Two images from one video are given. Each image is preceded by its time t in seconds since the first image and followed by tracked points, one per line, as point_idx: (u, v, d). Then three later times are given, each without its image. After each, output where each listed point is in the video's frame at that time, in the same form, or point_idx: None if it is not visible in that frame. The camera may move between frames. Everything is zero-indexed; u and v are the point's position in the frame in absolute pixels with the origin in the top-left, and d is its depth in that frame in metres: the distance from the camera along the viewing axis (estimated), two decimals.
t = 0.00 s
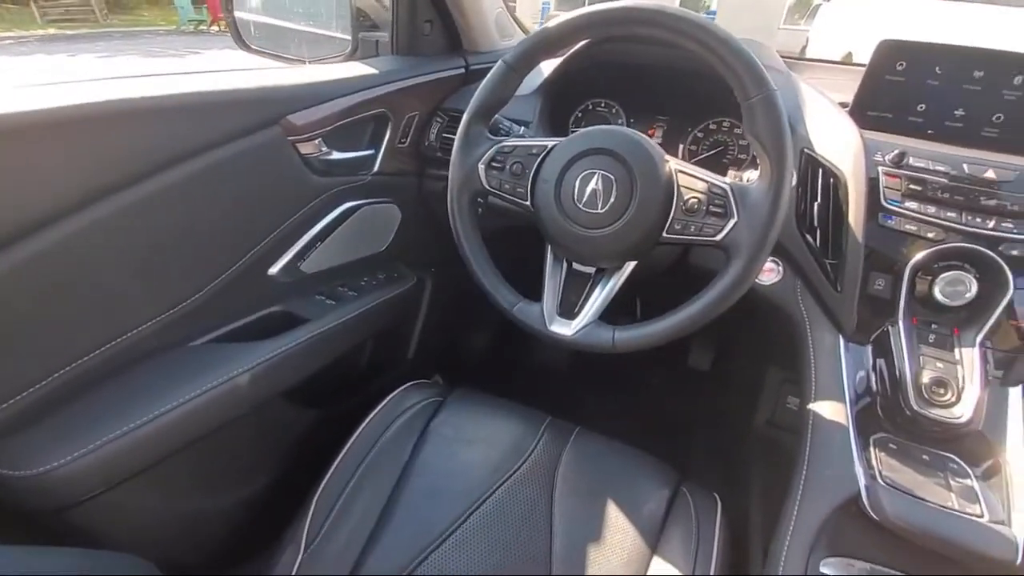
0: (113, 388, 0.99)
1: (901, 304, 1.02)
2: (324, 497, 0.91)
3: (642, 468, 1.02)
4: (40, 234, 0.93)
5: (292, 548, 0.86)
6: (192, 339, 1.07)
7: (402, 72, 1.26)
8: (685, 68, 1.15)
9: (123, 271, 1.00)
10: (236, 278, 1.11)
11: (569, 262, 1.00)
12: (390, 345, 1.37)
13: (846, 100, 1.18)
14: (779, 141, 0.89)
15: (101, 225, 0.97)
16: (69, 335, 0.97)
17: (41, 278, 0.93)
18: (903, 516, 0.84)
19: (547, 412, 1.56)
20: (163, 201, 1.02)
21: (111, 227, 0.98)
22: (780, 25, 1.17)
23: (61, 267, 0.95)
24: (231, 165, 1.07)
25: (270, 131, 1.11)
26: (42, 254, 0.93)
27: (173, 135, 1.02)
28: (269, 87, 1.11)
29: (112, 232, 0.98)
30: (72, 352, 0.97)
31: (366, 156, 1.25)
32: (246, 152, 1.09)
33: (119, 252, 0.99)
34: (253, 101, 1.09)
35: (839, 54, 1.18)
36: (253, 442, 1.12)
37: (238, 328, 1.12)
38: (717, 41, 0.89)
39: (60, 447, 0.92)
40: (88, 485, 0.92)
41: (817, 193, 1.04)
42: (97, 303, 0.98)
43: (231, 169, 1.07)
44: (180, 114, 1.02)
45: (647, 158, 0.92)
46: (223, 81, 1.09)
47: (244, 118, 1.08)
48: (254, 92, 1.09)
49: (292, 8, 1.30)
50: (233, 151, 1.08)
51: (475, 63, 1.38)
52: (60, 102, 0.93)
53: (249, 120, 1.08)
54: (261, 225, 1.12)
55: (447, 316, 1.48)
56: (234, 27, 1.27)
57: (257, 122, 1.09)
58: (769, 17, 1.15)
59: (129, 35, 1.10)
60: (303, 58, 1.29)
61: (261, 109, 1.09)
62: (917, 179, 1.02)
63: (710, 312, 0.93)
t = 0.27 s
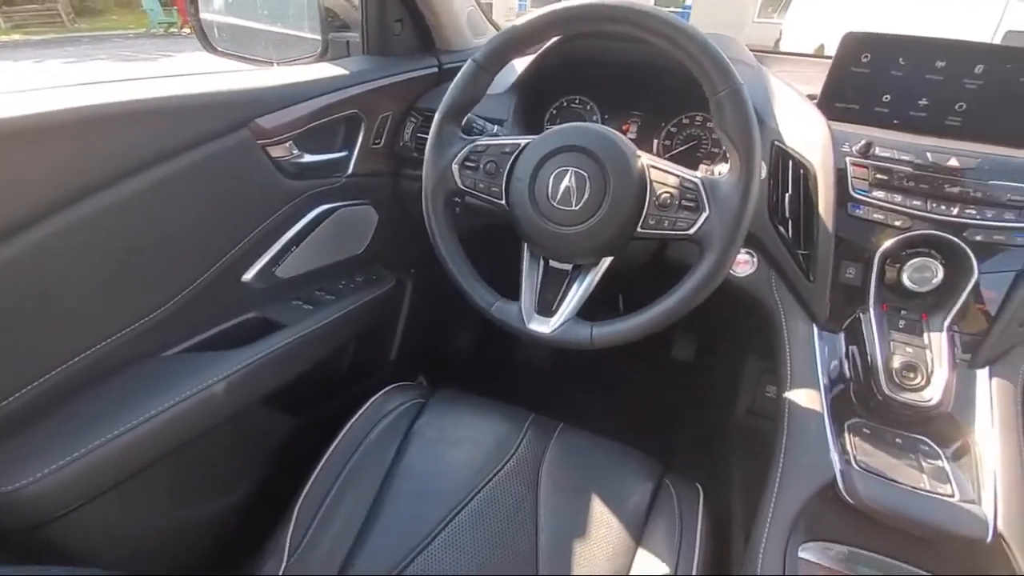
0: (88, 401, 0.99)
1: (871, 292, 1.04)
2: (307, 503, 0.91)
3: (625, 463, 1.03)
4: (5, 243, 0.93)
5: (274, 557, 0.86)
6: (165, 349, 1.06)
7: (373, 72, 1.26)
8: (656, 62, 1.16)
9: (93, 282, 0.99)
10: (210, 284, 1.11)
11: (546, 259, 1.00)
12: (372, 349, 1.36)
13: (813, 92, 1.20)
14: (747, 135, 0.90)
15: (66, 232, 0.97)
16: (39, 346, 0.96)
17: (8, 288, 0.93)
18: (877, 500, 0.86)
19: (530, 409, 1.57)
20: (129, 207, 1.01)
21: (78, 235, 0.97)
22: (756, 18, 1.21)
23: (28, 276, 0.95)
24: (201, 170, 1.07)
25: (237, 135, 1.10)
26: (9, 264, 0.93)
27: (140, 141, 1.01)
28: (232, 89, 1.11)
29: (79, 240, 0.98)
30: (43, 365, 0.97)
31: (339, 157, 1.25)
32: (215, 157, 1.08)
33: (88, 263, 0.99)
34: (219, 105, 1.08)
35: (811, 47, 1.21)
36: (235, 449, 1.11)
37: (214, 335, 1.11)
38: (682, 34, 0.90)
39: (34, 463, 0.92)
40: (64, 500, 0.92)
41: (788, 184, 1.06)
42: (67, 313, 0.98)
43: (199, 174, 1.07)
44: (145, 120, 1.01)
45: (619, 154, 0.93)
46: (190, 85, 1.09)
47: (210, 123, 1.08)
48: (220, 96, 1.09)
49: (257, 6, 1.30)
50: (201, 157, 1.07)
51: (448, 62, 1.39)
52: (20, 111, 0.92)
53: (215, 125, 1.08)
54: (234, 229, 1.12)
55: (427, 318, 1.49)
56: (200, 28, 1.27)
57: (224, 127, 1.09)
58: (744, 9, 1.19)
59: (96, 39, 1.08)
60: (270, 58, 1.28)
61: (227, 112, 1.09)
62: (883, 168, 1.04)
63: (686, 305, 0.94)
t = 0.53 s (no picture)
0: (68, 412, 0.98)
1: (851, 285, 1.06)
2: (295, 508, 0.91)
3: (612, 460, 1.04)
4: None
5: (264, 563, 0.85)
6: (146, 358, 1.05)
7: (354, 74, 1.26)
8: (637, 61, 1.17)
9: (70, 291, 0.97)
10: (191, 291, 1.09)
11: (530, 259, 1.01)
12: (360, 351, 1.38)
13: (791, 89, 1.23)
14: (726, 133, 0.91)
15: (41, 243, 0.95)
16: (18, 358, 0.94)
17: None
18: (859, 491, 0.87)
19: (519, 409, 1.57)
20: (106, 215, 0.99)
21: (55, 244, 0.96)
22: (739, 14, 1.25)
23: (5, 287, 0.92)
24: (180, 175, 1.06)
25: (214, 140, 1.09)
26: None
27: (116, 148, 1.00)
28: (210, 94, 1.09)
29: (56, 250, 0.96)
30: (19, 378, 0.95)
31: (322, 160, 1.25)
32: (193, 162, 1.07)
33: (66, 272, 0.97)
34: (197, 110, 1.07)
35: (793, 43, 1.25)
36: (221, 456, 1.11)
37: (196, 343, 1.10)
38: (658, 33, 0.91)
39: (15, 475, 0.92)
40: (47, 512, 0.92)
41: (768, 180, 1.07)
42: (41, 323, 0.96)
43: (178, 180, 1.06)
44: (121, 126, 1.00)
45: (600, 154, 0.94)
46: (169, 90, 1.07)
47: (190, 128, 1.06)
48: (198, 101, 1.07)
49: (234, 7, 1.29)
50: (180, 162, 1.05)
51: (429, 62, 1.39)
52: None
53: (195, 129, 1.06)
54: (216, 235, 1.11)
55: (412, 315, 1.50)
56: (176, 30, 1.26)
57: (203, 131, 1.08)
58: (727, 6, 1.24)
59: (75, 42, 1.07)
60: (248, 62, 1.27)
61: (205, 118, 1.08)
62: (861, 163, 1.05)
63: (669, 302, 0.95)
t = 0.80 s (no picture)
0: (43, 422, 0.97)
1: (824, 276, 1.07)
2: (278, 513, 0.91)
3: (594, 455, 1.05)
4: None
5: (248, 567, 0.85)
6: (120, 366, 1.04)
7: (329, 75, 1.25)
8: (612, 60, 1.18)
9: (45, 299, 0.96)
10: (168, 296, 1.08)
11: (509, 258, 1.01)
12: (343, 354, 1.38)
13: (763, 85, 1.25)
14: (697, 131, 0.92)
15: (16, 248, 0.93)
16: None
17: None
18: (835, 479, 0.89)
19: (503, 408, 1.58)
20: (76, 222, 0.98)
21: (23, 252, 0.94)
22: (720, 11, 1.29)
23: None
24: (155, 179, 1.04)
25: (187, 142, 1.07)
26: None
27: (85, 152, 0.98)
28: (182, 96, 1.07)
29: (30, 254, 0.94)
30: None
31: (298, 162, 1.24)
32: (165, 167, 1.05)
33: (39, 279, 0.95)
34: (170, 113, 1.05)
35: (772, 41, 1.28)
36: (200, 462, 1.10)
37: (174, 349, 1.09)
38: (630, 31, 0.92)
39: None
40: (23, 524, 0.91)
41: (742, 175, 1.08)
42: (15, 332, 0.94)
43: (152, 184, 1.04)
44: (89, 131, 0.98)
45: (575, 152, 0.95)
46: (140, 93, 1.06)
47: (161, 131, 1.04)
48: (170, 104, 1.05)
49: (204, 8, 1.27)
50: (152, 166, 1.04)
51: (406, 63, 1.39)
52: None
53: (166, 132, 1.05)
54: (192, 239, 1.10)
55: (395, 315, 1.51)
56: (146, 31, 1.23)
57: (175, 134, 1.06)
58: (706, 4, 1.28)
59: (49, 45, 1.07)
60: (221, 65, 1.26)
61: (176, 121, 1.06)
62: (832, 157, 1.07)
63: (646, 298, 0.96)
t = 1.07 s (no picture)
0: (18, 434, 0.97)
1: (796, 267, 1.09)
2: (260, 520, 0.90)
3: (575, 452, 1.06)
4: None
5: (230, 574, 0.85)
6: (94, 376, 1.04)
7: (298, 78, 1.25)
8: (583, 58, 1.19)
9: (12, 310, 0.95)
10: (138, 306, 1.08)
11: (484, 258, 1.02)
12: (323, 359, 1.38)
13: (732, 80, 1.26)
14: (665, 128, 0.94)
15: None
16: None
17: None
18: (809, 466, 0.90)
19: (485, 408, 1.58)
20: (42, 232, 0.97)
21: None
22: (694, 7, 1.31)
23: None
24: (122, 185, 1.03)
25: (155, 148, 1.06)
26: None
27: (49, 161, 0.97)
28: (149, 101, 1.06)
29: None
30: None
31: (270, 166, 1.23)
32: (134, 173, 1.04)
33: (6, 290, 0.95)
34: (137, 119, 1.04)
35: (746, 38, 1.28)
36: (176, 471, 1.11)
37: (148, 358, 1.08)
38: (595, 30, 0.93)
39: None
40: None
41: (714, 170, 1.10)
42: None
43: (120, 192, 1.03)
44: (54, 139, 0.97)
45: (546, 151, 0.96)
46: (106, 99, 1.04)
47: (128, 137, 1.03)
48: (137, 109, 1.04)
49: (166, 12, 1.25)
50: (119, 172, 1.03)
51: (378, 63, 1.40)
52: None
53: (133, 138, 1.03)
54: (163, 246, 1.09)
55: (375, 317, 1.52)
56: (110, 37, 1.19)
57: (143, 140, 1.05)
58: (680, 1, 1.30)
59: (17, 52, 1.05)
60: (189, 70, 1.25)
61: (143, 126, 1.04)
62: (799, 151, 1.09)
63: (620, 295, 0.97)
